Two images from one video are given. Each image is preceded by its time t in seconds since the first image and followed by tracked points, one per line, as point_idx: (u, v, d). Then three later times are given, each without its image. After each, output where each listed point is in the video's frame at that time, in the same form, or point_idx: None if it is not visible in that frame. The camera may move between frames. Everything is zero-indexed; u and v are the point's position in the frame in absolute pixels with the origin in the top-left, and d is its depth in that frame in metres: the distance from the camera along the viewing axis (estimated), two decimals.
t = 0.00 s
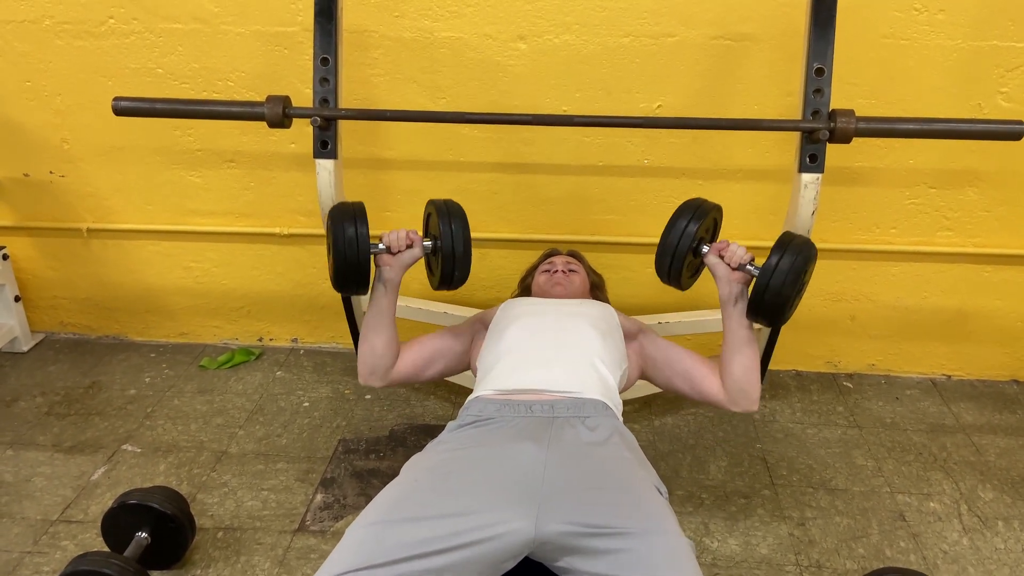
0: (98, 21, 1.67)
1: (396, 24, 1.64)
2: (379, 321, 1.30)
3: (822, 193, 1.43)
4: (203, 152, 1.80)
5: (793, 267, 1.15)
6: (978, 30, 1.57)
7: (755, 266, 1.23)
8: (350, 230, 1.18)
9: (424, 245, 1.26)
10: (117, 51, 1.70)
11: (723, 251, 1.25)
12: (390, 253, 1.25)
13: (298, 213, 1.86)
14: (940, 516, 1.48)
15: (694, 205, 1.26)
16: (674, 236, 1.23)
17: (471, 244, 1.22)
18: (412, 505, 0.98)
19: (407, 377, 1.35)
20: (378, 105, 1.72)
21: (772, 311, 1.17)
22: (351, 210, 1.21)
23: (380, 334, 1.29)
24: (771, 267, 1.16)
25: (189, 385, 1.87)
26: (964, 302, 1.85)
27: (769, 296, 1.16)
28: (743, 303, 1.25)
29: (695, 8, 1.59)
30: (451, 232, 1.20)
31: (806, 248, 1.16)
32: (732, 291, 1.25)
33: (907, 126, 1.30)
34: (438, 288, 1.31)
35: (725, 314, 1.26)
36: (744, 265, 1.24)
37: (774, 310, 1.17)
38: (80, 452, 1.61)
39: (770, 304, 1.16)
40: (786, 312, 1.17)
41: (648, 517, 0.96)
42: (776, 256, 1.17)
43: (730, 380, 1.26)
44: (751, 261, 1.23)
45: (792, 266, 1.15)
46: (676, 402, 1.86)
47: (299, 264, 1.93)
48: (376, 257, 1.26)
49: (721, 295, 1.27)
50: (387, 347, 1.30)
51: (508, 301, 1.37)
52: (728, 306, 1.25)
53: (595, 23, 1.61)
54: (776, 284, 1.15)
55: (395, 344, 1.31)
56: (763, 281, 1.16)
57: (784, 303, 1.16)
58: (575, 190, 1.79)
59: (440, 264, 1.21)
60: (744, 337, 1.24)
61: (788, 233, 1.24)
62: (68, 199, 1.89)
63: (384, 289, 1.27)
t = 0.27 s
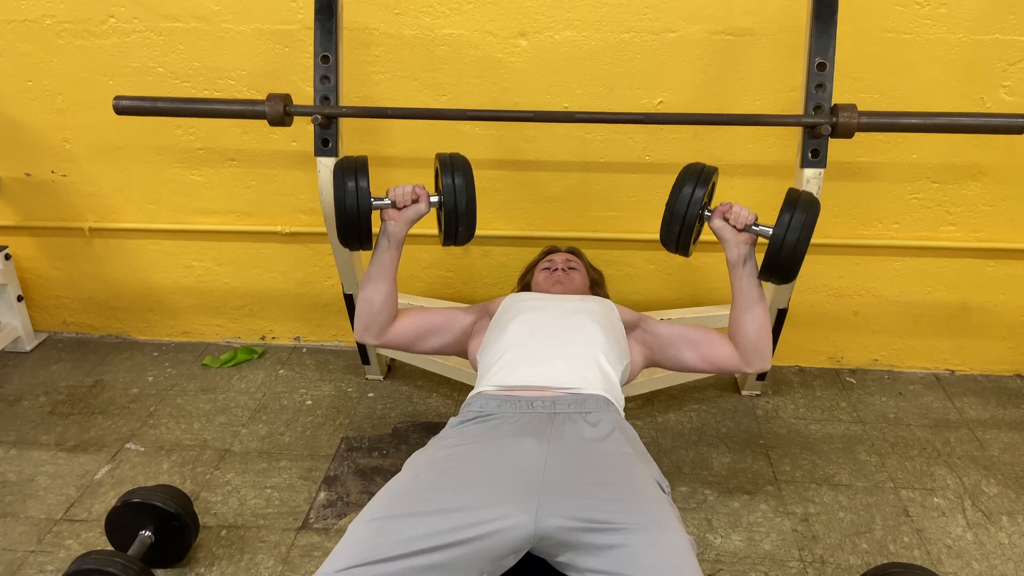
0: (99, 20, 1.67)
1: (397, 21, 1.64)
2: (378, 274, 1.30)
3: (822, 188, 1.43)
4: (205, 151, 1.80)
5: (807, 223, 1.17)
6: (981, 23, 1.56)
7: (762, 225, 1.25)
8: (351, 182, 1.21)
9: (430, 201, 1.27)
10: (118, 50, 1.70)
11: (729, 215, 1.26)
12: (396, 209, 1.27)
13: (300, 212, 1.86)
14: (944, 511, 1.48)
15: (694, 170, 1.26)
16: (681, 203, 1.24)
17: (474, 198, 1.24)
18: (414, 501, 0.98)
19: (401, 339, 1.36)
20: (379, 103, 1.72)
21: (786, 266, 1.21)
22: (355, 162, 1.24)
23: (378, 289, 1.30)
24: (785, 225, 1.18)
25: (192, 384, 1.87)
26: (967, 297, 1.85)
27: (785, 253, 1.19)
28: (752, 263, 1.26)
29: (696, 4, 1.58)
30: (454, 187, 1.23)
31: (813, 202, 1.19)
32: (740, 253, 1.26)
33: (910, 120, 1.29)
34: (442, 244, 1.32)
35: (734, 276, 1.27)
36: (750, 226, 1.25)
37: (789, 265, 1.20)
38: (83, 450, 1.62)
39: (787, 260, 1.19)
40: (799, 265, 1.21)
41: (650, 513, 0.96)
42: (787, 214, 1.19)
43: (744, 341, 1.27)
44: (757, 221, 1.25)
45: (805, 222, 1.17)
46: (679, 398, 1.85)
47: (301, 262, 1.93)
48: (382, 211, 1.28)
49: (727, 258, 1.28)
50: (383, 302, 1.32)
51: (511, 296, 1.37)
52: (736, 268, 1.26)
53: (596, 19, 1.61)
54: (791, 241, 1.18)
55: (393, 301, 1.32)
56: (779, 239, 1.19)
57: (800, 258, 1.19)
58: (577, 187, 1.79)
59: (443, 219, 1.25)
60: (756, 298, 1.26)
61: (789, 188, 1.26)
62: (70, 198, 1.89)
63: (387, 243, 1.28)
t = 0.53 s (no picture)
0: (101, 20, 1.68)
1: (398, 20, 1.64)
2: (390, 231, 1.31)
3: (824, 185, 1.43)
4: (207, 151, 1.80)
5: (804, 178, 1.21)
6: (982, 19, 1.56)
7: (753, 185, 1.27)
8: (362, 137, 1.23)
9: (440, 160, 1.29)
10: (119, 50, 1.70)
11: (721, 177, 1.27)
12: (407, 166, 1.29)
13: (302, 211, 1.86)
14: (946, 507, 1.48)
15: (683, 134, 1.23)
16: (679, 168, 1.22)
17: (484, 160, 1.24)
18: (419, 499, 0.98)
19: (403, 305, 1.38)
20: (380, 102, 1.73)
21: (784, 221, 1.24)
22: (367, 117, 1.26)
23: (389, 246, 1.31)
24: (785, 183, 1.21)
25: (196, 382, 1.88)
26: (969, 293, 1.85)
27: (788, 211, 1.22)
28: (746, 223, 1.30)
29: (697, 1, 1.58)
30: (464, 148, 1.23)
31: (804, 157, 1.23)
32: (735, 214, 1.28)
33: (911, 117, 1.29)
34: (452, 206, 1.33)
35: (731, 238, 1.29)
36: (742, 187, 1.27)
37: (789, 221, 1.24)
38: (88, 450, 1.62)
39: (788, 217, 1.23)
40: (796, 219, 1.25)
41: (654, 513, 0.96)
42: (785, 172, 1.21)
43: (744, 301, 1.29)
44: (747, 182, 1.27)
45: (803, 178, 1.21)
46: (682, 396, 1.86)
47: (303, 261, 1.93)
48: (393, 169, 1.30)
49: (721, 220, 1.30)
50: (394, 263, 1.32)
51: (516, 293, 1.37)
52: (732, 230, 1.29)
53: (596, 17, 1.61)
54: (793, 198, 1.21)
55: (404, 261, 1.33)
56: (780, 198, 1.21)
57: (799, 213, 1.23)
58: (578, 185, 1.79)
59: (452, 180, 1.25)
60: (754, 257, 1.29)
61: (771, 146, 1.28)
62: (73, 198, 1.89)
63: (397, 201, 1.30)
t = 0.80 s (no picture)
0: (103, 19, 1.68)
1: (399, 18, 1.64)
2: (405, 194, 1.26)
3: (827, 183, 1.44)
4: (209, 149, 1.80)
5: (795, 128, 1.19)
6: (985, 17, 1.56)
7: (742, 138, 1.25)
8: (371, 99, 1.21)
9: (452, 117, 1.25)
10: (121, 49, 1.70)
11: (709, 128, 1.24)
12: (418, 125, 1.26)
13: (304, 209, 1.86)
14: (949, 506, 1.48)
15: (671, 84, 1.22)
16: (668, 119, 1.20)
17: (495, 114, 1.22)
18: (420, 497, 0.98)
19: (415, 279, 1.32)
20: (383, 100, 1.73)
21: (775, 173, 1.22)
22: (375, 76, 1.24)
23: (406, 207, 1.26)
24: (775, 132, 1.19)
25: (198, 381, 1.88)
26: (972, 291, 1.85)
27: (778, 161, 1.20)
28: (735, 175, 1.27)
29: None
30: (473, 103, 1.21)
31: (794, 107, 1.21)
32: (724, 166, 1.26)
33: (914, 115, 1.29)
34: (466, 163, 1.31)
35: (720, 190, 1.26)
36: (731, 138, 1.25)
37: (779, 172, 1.22)
38: (91, 448, 1.63)
39: (778, 169, 1.21)
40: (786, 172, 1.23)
41: (655, 510, 0.96)
42: (775, 121, 1.19)
43: (733, 256, 1.24)
44: (736, 134, 1.25)
45: (793, 128, 1.19)
46: (684, 394, 1.86)
47: (306, 260, 1.93)
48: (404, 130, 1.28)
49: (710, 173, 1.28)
50: (412, 225, 1.26)
51: (516, 290, 1.37)
52: (720, 183, 1.26)
53: (598, 15, 1.61)
54: (783, 149, 1.19)
55: (421, 224, 1.28)
56: (771, 148, 1.19)
57: (789, 165, 1.21)
58: (580, 183, 1.79)
59: (464, 136, 1.24)
60: (744, 211, 1.25)
61: (760, 97, 1.27)
62: (75, 197, 1.90)
63: (411, 161, 1.27)
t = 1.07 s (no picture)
0: (105, 16, 1.67)
1: (402, 16, 1.63)
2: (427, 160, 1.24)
3: (830, 181, 1.43)
4: (211, 147, 1.80)
5: (776, 85, 1.18)
6: (990, 15, 1.55)
7: (724, 95, 1.23)
8: (388, 59, 1.18)
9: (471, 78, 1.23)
10: (124, 46, 1.70)
11: (691, 86, 1.22)
12: (437, 88, 1.24)
13: (306, 207, 1.86)
14: (951, 505, 1.48)
15: (650, 41, 1.17)
16: (648, 77, 1.16)
17: (516, 73, 1.18)
18: (419, 498, 0.98)
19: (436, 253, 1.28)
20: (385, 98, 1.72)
21: (757, 130, 1.21)
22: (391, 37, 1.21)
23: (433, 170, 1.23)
24: (757, 90, 1.17)
25: (200, 379, 1.88)
26: (974, 290, 1.84)
27: (760, 119, 1.19)
28: (716, 135, 1.24)
29: None
30: (493, 62, 1.17)
31: (776, 63, 1.19)
32: (705, 124, 1.23)
33: (918, 113, 1.28)
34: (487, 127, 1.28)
35: (699, 150, 1.23)
36: (713, 97, 1.23)
37: (761, 130, 1.21)
38: (93, 446, 1.63)
39: (760, 126, 1.19)
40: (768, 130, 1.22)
41: (654, 508, 0.96)
42: (756, 78, 1.18)
43: (704, 223, 1.21)
44: (718, 92, 1.23)
45: (774, 85, 1.17)
46: (686, 392, 1.85)
47: (308, 258, 1.93)
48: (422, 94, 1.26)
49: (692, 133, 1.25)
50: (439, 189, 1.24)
51: (512, 289, 1.37)
52: (701, 142, 1.23)
53: (601, 13, 1.60)
54: (765, 106, 1.17)
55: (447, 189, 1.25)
56: (753, 106, 1.18)
57: (771, 122, 1.20)
58: (583, 181, 1.79)
59: (484, 97, 1.20)
60: (721, 177, 1.21)
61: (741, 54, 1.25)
62: (77, 194, 1.89)
63: (431, 125, 1.25)
